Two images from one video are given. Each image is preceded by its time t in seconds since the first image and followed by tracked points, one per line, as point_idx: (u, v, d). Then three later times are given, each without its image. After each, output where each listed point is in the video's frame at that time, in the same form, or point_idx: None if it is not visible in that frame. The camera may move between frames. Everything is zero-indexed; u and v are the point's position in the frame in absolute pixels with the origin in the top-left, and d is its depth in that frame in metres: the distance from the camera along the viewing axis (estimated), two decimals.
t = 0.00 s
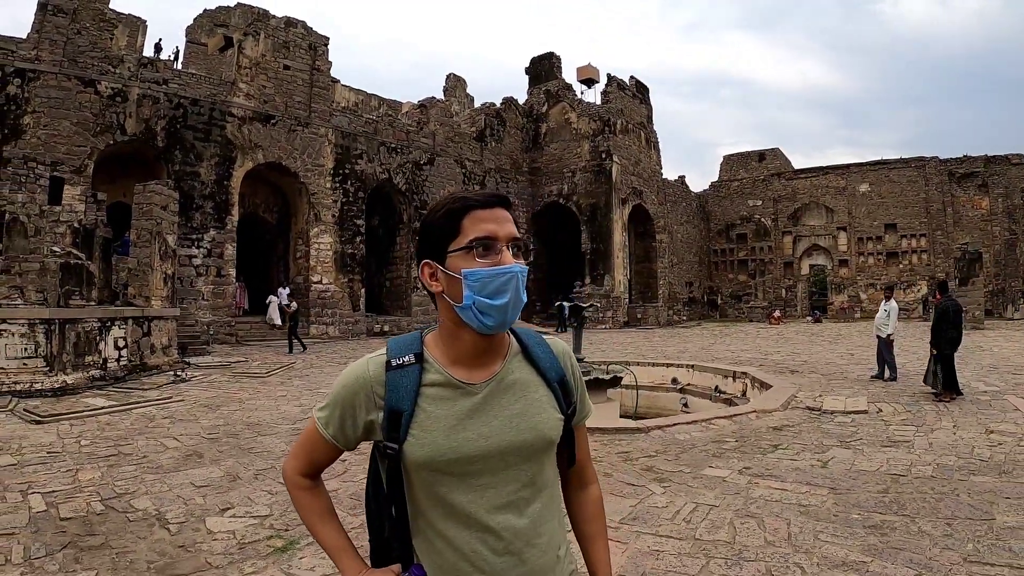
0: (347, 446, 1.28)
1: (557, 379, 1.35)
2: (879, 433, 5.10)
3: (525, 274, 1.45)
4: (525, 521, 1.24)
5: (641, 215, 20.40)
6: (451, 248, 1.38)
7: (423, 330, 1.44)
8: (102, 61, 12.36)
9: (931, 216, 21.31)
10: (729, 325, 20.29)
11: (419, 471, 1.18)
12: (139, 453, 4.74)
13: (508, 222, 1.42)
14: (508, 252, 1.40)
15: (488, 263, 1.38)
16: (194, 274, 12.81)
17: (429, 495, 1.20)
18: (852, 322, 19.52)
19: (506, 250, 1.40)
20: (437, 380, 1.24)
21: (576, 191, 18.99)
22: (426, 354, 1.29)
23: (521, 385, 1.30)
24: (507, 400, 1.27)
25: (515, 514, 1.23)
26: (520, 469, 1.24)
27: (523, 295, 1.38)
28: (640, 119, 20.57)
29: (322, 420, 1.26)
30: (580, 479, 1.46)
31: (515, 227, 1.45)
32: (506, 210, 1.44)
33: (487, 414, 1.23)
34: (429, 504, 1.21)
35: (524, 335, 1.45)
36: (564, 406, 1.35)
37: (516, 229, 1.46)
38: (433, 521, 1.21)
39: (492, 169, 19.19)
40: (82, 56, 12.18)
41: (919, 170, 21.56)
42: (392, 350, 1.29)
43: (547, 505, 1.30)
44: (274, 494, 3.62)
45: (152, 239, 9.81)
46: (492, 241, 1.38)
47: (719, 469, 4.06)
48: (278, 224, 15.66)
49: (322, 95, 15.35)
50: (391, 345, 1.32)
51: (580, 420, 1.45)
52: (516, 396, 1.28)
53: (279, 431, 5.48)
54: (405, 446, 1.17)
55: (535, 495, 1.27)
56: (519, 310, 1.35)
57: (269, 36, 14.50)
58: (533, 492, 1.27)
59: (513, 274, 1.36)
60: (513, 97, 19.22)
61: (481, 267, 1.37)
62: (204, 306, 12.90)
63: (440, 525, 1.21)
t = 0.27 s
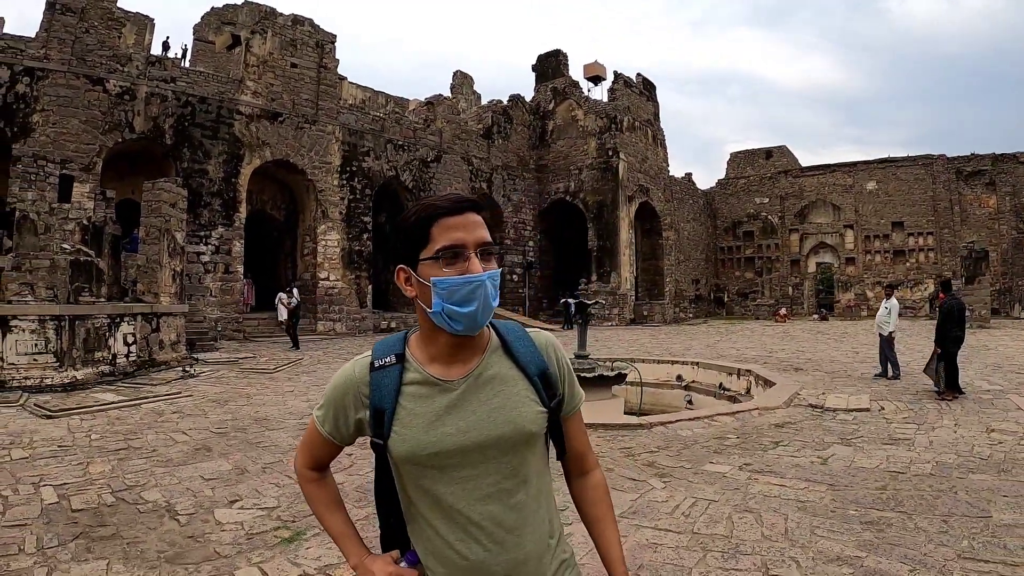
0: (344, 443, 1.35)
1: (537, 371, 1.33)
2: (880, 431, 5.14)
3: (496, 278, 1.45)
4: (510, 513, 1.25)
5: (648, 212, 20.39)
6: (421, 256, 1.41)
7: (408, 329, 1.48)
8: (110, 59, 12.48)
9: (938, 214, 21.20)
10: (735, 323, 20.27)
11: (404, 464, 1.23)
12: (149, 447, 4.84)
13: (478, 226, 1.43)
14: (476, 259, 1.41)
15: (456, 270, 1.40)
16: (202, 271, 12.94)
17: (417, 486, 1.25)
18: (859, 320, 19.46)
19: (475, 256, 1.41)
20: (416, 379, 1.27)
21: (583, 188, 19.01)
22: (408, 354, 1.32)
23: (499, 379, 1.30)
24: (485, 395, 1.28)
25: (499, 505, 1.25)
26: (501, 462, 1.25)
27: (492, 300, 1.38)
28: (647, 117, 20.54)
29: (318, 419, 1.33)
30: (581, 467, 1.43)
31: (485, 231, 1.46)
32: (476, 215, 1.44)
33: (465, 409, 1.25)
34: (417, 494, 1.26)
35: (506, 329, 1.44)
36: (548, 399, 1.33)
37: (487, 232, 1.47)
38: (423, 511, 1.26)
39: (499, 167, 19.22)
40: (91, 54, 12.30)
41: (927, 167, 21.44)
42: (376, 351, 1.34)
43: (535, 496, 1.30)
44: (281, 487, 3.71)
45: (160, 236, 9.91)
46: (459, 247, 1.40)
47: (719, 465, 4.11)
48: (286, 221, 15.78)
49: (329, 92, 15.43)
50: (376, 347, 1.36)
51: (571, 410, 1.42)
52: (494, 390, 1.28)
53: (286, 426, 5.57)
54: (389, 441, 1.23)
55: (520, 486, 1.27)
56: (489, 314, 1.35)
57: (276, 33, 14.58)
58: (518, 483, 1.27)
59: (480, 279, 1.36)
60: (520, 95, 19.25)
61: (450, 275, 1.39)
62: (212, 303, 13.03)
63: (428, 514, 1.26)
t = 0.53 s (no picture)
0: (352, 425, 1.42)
1: (527, 367, 1.29)
2: (880, 427, 5.17)
3: (477, 277, 1.40)
4: (494, 503, 1.26)
5: (655, 209, 20.38)
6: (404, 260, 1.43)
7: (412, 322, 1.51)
8: (119, 58, 12.61)
9: (946, 212, 21.09)
10: (741, 320, 20.26)
11: (396, 448, 1.27)
12: (158, 439, 4.94)
13: (454, 227, 1.40)
14: (448, 261, 1.38)
15: (432, 272, 1.39)
16: (210, 267, 13.08)
17: (407, 471, 1.29)
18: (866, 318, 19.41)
19: (449, 258, 1.38)
20: (411, 368, 1.30)
21: (589, 185, 19.03)
22: (407, 345, 1.35)
23: (487, 373, 1.29)
24: (474, 387, 1.27)
25: (483, 495, 1.26)
26: (486, 454, 1.25)
27: (466, 300, 1.33)
28: (654, 114, 20.51)
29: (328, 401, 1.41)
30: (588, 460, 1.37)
31: (466, 231, 1.43)
32: (454, 215, 1.42)
33: (453, 400, 1.26)
34: (407, 478, 1.29)
35: (502, 324, 1.41)
36: (537, 395, 1.29)
37: (468, 232, 1.43)
38: (413, 496, 1.29)
39: (506, 164, 19.25)
40: (100, 53, 12.43)
41: (935, 165, 21.32)
42: (378, 341, 1.39)
43: (522, 490, 1.28)
44: (287, 478, 3.79)
45: (169, 233, 10.03)
46: (433, 251, 1.39)
47: (719, 460, 4.16)
48: (294, 218, 15.92)
49: (336, 90, 15.51)
50: (380, 337, 1.41)
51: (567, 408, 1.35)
52: (481, 383, 1.27)
53: (293, 419, 5.66)
54: (383, 426, 1.27)
55: (505, 479, 1.27)
56: (461, 313, 1.31)
57: (284, 31, 14.66)
58: (504, 476, 1.27)
59: (446, 280, 1.33)
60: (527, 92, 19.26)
61: (424, 277, 1.39)
62: (220, 299, 13.17)
63: (416, 498, 1.29)
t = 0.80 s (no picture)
0: (365, 407, 1.45)
1: (543, 362, 1.30)
2: (881, 425, 5.19)
3: (499, 265, 1.40)
4: (501, 496, 1.27)
5: (661, 207, 20.36)
6: (428, 243, 1.45)
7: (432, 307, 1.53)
8: (127, 56, 12.73)
9: (954, 211, 20.97)
10: (747, 319, 20.23)
11: (406, 435, 1.28)
12: (166, 432, 5.03)
13: (478, 213, 1.41)
14: (470, 246, 1.39)
15: (453, 256, 1.40)
16: (218, 264, 13.19)
17: (416, 457, 1.30)
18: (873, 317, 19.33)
19: (470, 242, 1.40)
20: (428, 356, 1.31)
21: (596, 183, 19.04)
22: (425, 332, 1.37)
23: (503, 366, 1.29)
24: (489, 379, 1.28)
25: (489, 487, 1.27)
26: (497, 447, 1.26)
27: (485, 287, 1.33)
28: (660, 112, 20.47)
29: (343, 382, 1.44)
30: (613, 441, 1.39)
31: (491, 219, 1.43)
32: (479, 202, 1.42)
33: (466, 391, 1.27)
34: (415, 465, 1.31)
35: (520, 315, 1.41)
36: (551, 390, 1.30)
37: (493, 220, 1.43)
38: (420, 483, 1.31)
39: (512, 161, 19.28)
40: (108, 51, 12.55)
41: (943, 164, 21.19)
42: (398, 324, 1.41)
43: (528, 484, 1.30)
44: (293, 470, 3.86)
45: (177, 230, 10.14)
46: (455, 235, 1.41)
47: (718, 456, 4.20)
48: (301, 215, 16.03)
49: (343, 88, 15.58)
50: (399, 321, 1.43)
51: (587, 399, 1.39)
52: (496, 376, 1.28)
53: (299, 413, 5.74)
54: (395, 411, 1.29)
55: (513, 471, 1.28)
56: (479, 298, 1.32)
57: (291, 29, 14.74)
58: (511, 469, 1.28)
59: (466, 265, 1.34)
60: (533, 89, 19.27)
61: (445, 261, 1.40)
62: (227, 295, 13.29)
63: (422, 484, 1.31)
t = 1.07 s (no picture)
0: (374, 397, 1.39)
1: (571, 359, 1.29)
2: (876, 423, 5.24)
3: (528, 265, 1.35)
4: (525, 493, 1.25)
5: (661, 206, 20.39)
6: (454, 238, 1.40)
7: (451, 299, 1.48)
8: (127, 55, 12.76)
9: (954, 210, 20.99)
10: (746, 317, 20.27)
11: (429, 432, 1.24)
12: (168, 429, 5.08)
13: (507, 210, 1.34)
14: (498, 246, 1.33)
15: (479, 256, 1.34)
16: (219, 262, 13.24)
17: (437, 455, 1.26)
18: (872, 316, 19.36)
19: (498, 242, 1.34)
20: (454, 351, 1.27)
21: (596, 181, 19.06)
22: (449, 325, 1.33)
23: (531, 363, 1.28)
24: (518, 376, 1.26)
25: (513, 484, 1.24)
26: (523, 444, 1.24)
27: (514, 290, 1.29)
28: (661, 110, 20.49)
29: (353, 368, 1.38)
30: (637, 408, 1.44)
31: (520, 215, 1.36)
32: (508, 198, 1.35)
33: (495, 387, 1.24)
34: (436, 462, 1.27)
35: (545, 310, 1.38)
36: (578, 388, 1.29)
37: (523, 218, 1.37)
38: (439, 478, 1.28)
39: (512, 160, 19.32)
40: (109, 50, 12.59)
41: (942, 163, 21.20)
42: (420, 316, 1.36)
43: (551, 481, 1.29)
44: (294, 465, 3.91)
45: (178, 229, 10.17)
46: (483, 233, 1.35)
47: (714, 452, 4.25)
48: (302, 213, 16.08)
49: (343, 86, 15.62)
50: (419, 313, 1.38)
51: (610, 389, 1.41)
52: (525, 373, 1.27)
53: (299, 411, 5.79)
54: (417, 407, 1.24)
55: (538, 469, 1.27)
56: (507, 302, 1.28)
57: (292, 28, 14.77)
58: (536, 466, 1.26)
59: (492, 268, 1.29)
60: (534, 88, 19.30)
61: (471, 261, 1.34)
62: (228, 293, 13.33)
63: (443, 482, 1.27)
